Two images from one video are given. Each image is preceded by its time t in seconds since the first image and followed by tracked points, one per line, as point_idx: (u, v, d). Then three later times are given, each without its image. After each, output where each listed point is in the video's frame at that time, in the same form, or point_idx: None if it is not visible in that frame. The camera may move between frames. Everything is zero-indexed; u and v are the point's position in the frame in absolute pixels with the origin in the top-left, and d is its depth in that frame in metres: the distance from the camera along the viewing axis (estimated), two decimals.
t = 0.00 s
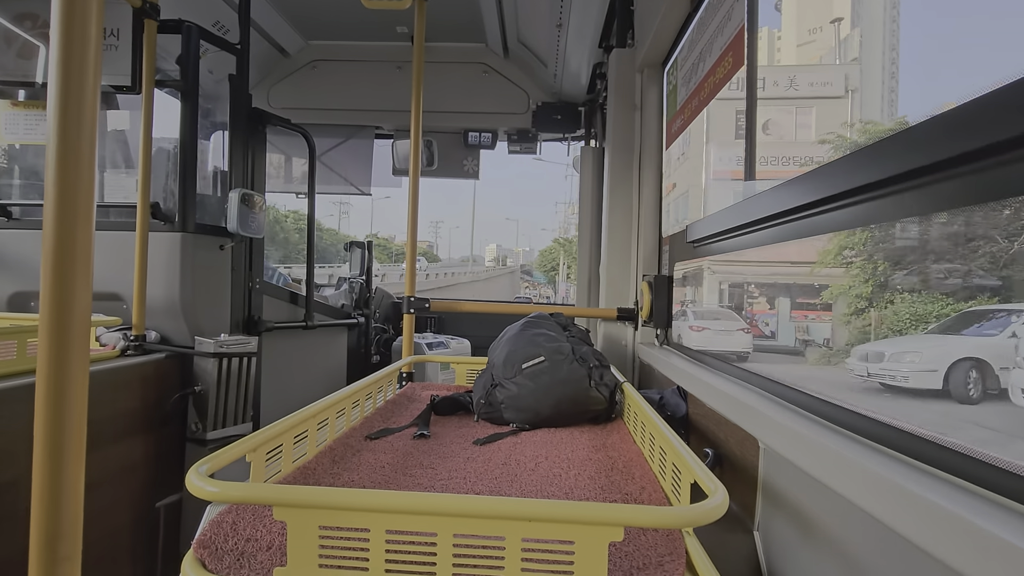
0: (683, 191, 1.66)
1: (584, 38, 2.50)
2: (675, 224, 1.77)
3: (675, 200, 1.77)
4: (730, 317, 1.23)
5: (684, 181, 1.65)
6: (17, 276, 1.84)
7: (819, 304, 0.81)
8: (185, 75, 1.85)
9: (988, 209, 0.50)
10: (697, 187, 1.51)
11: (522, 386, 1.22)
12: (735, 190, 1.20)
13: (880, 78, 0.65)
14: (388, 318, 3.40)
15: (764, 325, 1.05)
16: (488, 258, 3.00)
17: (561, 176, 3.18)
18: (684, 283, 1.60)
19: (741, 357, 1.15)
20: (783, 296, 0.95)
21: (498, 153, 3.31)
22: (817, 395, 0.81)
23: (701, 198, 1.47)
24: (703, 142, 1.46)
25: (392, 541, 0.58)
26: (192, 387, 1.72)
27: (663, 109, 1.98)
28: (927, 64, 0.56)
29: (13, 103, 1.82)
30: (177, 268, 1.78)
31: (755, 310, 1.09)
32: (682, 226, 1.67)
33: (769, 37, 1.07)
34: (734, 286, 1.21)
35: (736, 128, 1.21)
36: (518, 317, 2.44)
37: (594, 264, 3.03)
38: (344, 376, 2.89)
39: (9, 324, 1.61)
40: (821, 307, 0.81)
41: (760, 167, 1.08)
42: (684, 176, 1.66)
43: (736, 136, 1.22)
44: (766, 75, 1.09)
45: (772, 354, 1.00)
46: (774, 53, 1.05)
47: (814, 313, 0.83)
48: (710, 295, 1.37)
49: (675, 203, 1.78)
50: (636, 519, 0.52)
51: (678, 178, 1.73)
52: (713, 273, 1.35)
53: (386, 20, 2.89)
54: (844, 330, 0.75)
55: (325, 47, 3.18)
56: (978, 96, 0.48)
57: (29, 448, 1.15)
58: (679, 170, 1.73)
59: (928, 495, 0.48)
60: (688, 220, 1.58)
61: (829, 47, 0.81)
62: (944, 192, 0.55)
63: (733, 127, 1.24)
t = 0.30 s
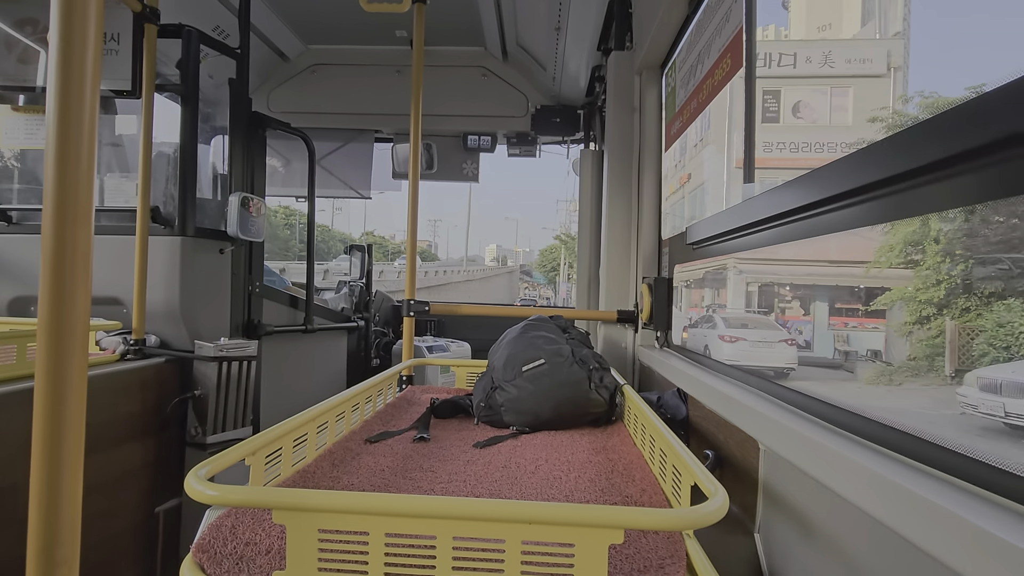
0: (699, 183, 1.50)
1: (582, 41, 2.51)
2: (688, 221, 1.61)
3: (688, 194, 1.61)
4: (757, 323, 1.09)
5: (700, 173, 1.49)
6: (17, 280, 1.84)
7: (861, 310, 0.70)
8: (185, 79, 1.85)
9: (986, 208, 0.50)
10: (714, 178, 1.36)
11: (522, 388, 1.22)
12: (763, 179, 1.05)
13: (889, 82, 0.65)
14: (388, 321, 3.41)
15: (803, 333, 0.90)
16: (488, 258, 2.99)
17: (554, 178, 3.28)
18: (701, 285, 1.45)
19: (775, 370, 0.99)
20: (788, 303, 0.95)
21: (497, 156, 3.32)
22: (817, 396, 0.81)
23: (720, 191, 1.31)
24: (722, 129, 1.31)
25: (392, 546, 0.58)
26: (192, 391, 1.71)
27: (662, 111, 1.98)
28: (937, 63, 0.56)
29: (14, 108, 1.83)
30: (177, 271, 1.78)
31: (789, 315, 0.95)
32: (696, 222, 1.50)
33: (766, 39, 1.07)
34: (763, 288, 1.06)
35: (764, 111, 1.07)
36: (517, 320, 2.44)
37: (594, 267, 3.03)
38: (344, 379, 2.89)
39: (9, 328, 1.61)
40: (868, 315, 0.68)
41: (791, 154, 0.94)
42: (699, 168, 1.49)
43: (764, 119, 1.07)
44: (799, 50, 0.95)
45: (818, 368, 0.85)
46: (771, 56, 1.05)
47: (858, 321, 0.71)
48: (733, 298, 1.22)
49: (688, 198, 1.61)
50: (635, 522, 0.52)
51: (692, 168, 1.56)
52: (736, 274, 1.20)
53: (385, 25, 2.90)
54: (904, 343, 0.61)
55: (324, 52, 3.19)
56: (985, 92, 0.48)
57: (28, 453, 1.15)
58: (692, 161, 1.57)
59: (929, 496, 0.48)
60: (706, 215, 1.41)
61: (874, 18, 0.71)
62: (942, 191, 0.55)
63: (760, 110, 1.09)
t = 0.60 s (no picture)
0: (723, 171, 1.36)
1: (587, 47, 2.53)
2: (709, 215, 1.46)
3: (709, 185, 1.47)
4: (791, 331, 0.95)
5: (723, 160, 1.35)
6: (25, 283, 1.85)
7: (921, 317, 0.59)
8: (193, 84, 1.87)
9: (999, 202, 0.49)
10: (743, 164, 1.21)
11: (528, 390, 1.21)
12: (794, 164, 0.93)
13: (902, 78, 0.65)
14: (393, 326, 3.41)
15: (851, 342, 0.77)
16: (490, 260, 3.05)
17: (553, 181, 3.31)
18: (728, 285, 1.31)
19: (810, 384, 0.86)
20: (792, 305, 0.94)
21: (502, 162, 3.33)
22: (828, 395, 0.80)
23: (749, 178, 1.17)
24: (751, 109, 1.18)
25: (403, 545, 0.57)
26: (197, 394, 1.71)
27: (668, 115, 1.98)
28: (960, 53, 0.55)
29: (25, 112, 1.86)
30: (183, 274, 1.78)
31: (833, 321, 0.82)
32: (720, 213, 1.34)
33: (772, 40, 1.07)
34: (798, 288, 0.92)
35: (798, 88, 0.96)
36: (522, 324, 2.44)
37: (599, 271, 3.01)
38: (348, 384, 2.88)
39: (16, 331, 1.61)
40: (930, 321, 0.57)
41: (830, 134, 0.83)
42: (723, 153, 1.35)
43: (797, 98, 0.97)
44: (838, 17, 0.86)
45: (867, 386, 0.72)
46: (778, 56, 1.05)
47: (917, 329, 0.60)
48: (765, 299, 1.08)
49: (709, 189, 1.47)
50: (650, 518, 0.51)
51: (715, 154, 1.42)
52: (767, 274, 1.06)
53: (391, 32, 2.92)
54: (996, 358, 0.50)
55: (330, 58, 3.21)
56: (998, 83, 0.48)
57: (34, 455, 1.14)
58: (713, 148, 1.44)
59: (951, 492, 0.47)
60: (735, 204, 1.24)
61: None
62: (946, 189, 0.55)
63: (794, 86, 0.98)
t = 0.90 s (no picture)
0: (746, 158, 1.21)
1: (586, 56, 2.55)
2: (728, 211, 1.32)
3: (728, 177, 1.33)
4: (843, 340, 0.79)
5: (746, 147, 1.21)
6: (31, 294, 1.87)
7: (1003, 322, 0.50)
8: (197, 97, 1.90)
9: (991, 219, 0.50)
10: (771, 148, 1.07)
11: (529, 401, 1.22)
12: (829, 143, 0.83)
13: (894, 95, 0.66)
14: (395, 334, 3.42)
15: (889, 356, 0.68)
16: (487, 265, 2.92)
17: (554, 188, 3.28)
18: (758, 287, 1.13)
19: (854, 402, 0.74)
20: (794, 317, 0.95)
21: (503, 170, 3.35)
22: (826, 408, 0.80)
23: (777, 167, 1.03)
24: (779, 87, 1.04)
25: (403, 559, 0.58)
26: (200, 405, 1.72)
27: (666, 125, 2.00)
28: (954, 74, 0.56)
29: (31, 126, 1.88)
30: (187, 285, 1.80)
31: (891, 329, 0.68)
32: (743, 210, 1.20)
33: (767, 56, 1.09)
34: (852, 289, 0.76)
35: (835, 56, 0.85)
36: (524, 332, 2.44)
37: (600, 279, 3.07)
38: (350, 393, 2.89)
39: (22, 342, 1.63)
40: (1010, 327, 0.49)
41: (874, 109, 0.73)
42: (745, 140, 1.21)
43: (835, 67, 0.85)
44: None
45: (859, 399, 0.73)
46: (773, 71, 1.07)
47: (997, 336, 0.50)
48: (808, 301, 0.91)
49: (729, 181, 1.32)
50: (647, 534, 0.52)
51: (734, 141, 1.28)
52: (808, 271, 0.89)
53: (393, 43, 2.95)
54: None
55: (333, 69, 3.25)
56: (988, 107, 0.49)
57: (38, 467, 1.15)
58: (733, 132, 1.30)
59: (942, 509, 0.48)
60: (764, 197, 1.10)
61: None
62: (939, 207, 0.56)
63: (830, 55, 0.86)
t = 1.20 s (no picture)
0: (777, 134, 1.06)
1: (589, 61, 2.57)
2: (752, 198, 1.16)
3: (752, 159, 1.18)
4: (936, 350, 0.61)
5: (776, 122, 1.06)
6: (35, 295, 1.88)
7: None
8: (202, 100, 1.91)
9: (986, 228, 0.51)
10: (808, 117, 0.92)
11: (529, 404, 1.23)
12: (883, 110, 0.70)
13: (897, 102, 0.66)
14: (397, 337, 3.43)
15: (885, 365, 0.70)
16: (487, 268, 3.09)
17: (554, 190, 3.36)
18: (799, 281, 0.95)
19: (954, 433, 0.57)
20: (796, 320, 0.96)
21: (505, 174, 3.36)
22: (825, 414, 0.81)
23: (816, 140, 0.88)
24: (820, 45, 0.89)
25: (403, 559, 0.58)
26: (202, 406, 1.73)
27: (668, 130, 2.01)
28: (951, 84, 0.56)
29: (38, 128, 1.93)
30: (190, 287, 1.81)
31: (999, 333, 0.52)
32: (771, 195, 1.04)
33: (768, 63, 1.10)
34: (936, 282, 0.60)
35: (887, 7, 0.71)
36: (524, 335, 2.45)
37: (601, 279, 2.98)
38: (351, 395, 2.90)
39: (26, 342, 1.64)
40: None
41: (937, 67, 0.62)
42: (774, 113, 1.07)
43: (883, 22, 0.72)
44: None
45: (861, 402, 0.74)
46: (774, 78, 1.07)
47: None
48: (872, 298, 0.73)
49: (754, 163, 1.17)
50: (644, 537, 0.52)
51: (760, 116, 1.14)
52: (872, 260, 0.71)
53: (397, 47, 2.97)
54: None
55: (336, 73, 3.27)
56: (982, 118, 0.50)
57: (41, 467, 1.16)
58: (758, 106, 1.15)
59: (939, 515, 0.49)
60: (797, 177, 0.94)
61: None
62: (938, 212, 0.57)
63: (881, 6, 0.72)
